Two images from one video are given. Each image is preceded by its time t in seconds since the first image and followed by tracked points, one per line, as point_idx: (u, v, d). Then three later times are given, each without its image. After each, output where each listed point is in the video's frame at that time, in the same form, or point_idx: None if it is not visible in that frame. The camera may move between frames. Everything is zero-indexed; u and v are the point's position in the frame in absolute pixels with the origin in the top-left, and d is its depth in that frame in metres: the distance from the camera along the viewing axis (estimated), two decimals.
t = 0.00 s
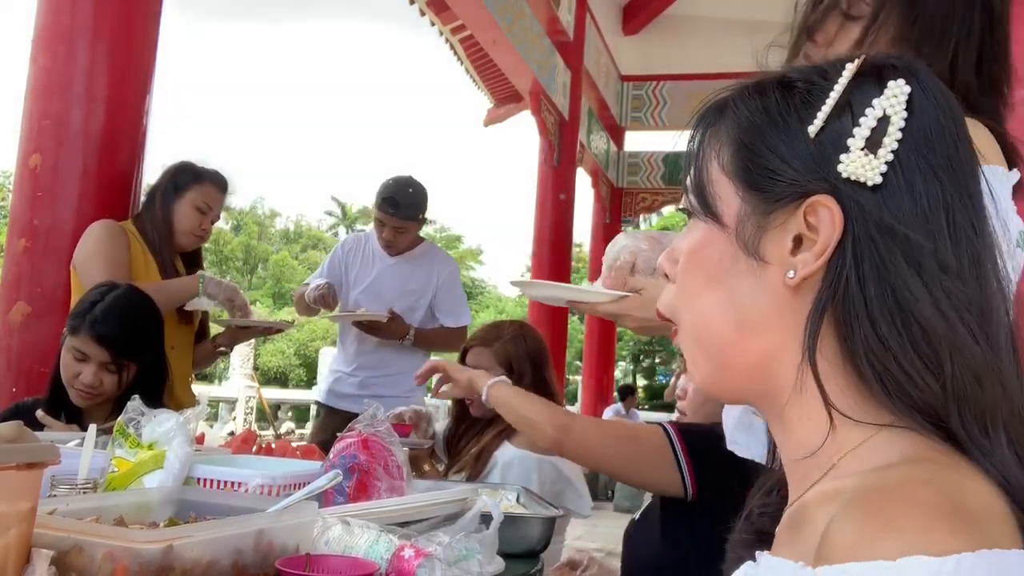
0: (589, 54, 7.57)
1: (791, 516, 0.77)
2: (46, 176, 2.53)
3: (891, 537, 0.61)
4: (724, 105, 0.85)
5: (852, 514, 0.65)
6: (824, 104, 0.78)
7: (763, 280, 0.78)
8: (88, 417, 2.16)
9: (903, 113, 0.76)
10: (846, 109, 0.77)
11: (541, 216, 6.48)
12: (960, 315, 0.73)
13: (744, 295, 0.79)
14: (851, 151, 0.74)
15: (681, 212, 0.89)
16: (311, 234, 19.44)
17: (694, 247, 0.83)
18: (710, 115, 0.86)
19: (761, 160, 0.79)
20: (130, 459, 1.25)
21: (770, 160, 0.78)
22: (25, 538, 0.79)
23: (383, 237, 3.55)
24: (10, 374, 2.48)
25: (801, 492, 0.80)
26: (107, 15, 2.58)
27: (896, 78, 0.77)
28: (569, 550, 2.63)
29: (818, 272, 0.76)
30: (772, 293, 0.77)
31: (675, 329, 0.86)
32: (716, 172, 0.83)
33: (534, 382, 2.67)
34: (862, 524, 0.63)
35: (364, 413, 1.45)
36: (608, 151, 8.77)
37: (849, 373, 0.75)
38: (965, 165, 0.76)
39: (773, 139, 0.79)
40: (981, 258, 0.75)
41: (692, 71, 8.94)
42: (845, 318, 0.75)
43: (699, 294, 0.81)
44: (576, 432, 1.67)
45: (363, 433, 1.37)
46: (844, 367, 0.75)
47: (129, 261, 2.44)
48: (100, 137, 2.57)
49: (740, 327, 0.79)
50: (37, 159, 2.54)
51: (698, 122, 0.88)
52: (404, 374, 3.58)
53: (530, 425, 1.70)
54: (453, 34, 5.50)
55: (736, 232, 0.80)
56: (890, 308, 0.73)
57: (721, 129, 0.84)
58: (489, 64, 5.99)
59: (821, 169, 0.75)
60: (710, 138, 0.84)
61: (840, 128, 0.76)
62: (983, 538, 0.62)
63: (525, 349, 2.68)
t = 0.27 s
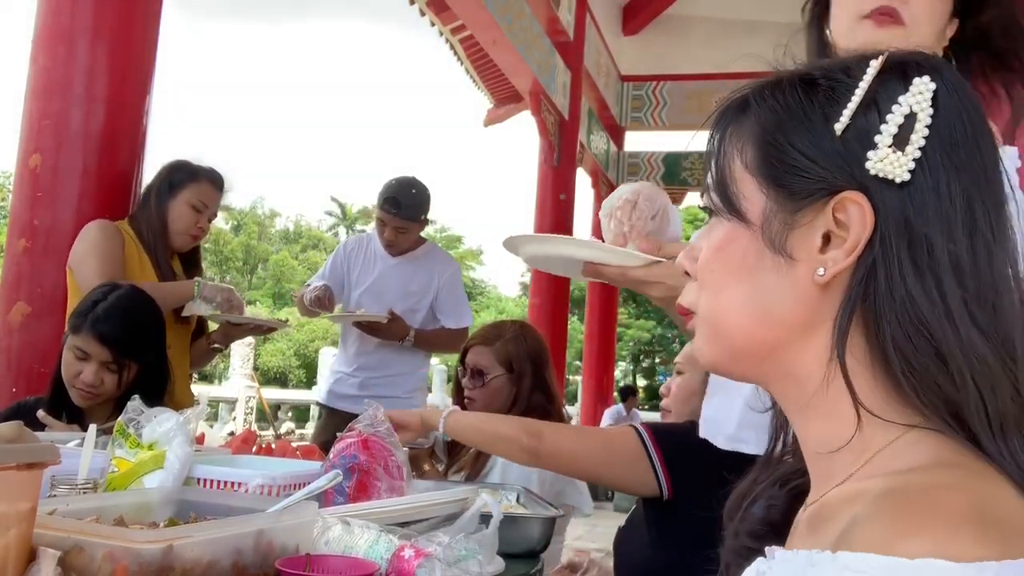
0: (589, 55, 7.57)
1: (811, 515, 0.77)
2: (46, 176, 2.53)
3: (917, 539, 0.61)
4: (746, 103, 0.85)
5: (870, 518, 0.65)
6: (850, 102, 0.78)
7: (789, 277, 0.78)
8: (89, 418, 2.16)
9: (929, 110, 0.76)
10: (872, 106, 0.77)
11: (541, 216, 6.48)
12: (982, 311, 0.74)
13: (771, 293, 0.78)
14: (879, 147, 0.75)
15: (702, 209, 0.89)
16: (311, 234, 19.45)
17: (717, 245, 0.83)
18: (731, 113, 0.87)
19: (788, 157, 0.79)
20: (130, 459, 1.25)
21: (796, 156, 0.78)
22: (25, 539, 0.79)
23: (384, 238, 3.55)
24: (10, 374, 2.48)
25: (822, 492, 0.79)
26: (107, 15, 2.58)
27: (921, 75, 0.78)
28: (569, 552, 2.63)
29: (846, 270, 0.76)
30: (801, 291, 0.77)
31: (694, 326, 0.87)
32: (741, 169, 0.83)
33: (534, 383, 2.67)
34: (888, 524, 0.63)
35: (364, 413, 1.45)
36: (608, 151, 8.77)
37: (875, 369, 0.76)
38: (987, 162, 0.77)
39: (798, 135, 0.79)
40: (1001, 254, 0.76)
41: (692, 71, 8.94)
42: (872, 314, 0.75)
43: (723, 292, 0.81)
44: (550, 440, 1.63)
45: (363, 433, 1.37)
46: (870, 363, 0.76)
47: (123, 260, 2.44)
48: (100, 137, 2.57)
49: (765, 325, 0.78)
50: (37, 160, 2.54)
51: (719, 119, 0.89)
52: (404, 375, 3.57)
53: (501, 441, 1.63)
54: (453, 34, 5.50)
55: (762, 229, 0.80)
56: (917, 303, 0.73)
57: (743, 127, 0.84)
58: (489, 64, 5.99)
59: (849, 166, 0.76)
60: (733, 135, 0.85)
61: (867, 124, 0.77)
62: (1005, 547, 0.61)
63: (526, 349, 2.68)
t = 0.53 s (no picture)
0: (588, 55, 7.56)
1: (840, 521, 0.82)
2: (45, 176, 2.53)
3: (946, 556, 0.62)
4: (776, 108, 0.92)
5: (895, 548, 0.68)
6: (870, 92, 0.84)
7: (809, 254, 0.81)
8: (87, 415, 2.16)
9: (947, 94, 0.80)
10: (890, 95, 0.82)
11: (541, 216, 6.47)
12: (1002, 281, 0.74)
13: (789, 271, 0.82)
14: (894, 126, 0.79)
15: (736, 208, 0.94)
16: (311, 235, 19.45)
17: (743, 231, 0.88)
18: (761, 121, 0.93)
19: (810, 144, 0.84)
20: (130, 459, 1.25)
21: (817, 143, 0.84)
22: (26, 539, 0.79)
23: (384, 238, 3.56)
24: (11, 374, 2.48)
25: (847, 495, 0.83)
26: (107, 15, 2.58)
27: (942, 64, 0.82)
28: (569, 552, 2.63)
29: (863, 242, 0.79)
30: (817, 267, 0.81)
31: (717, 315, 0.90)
32: (767, 162, 0.89)
33: (534, 383, 2.66)
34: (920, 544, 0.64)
35: (364, 413, 1.45)
36: (608, 152, 8.77)
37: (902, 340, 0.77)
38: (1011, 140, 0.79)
39: (820, 125, 0.85)
40: None
41: (692, 71, 8.93)
42: (884, 281, 0.77)
43: (742, 272, 0.85)
44: (529, 447, 1.61)
45: (363, 433, 1.36)
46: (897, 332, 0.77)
47: (122, 260, 2.44)
48: (100, 137, 2.57)
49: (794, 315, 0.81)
50: (37, 160, 2.54)
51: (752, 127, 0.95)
52: (403, 375, 3.56)
53: (481, 450, 1.62)
54: (453, 34, 5.49)
55: (782, 210, 0.84)
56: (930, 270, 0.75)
57: (771, 127, 0.90)
58: (489, 64, 5.99)
59: (865, 145, 0.80)
60: (762, 135, 0.91)
61: (883, 109, 0.82)
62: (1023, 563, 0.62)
63: (526, 350, 2.68)
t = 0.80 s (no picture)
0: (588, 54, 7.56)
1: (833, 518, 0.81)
2: (46, 176, 2.53)
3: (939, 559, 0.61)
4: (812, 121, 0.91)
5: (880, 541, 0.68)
6: (914, 102, 0.84)
7: (857, 254, 0.79)
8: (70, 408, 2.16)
9: (991, 107, 0.81)
10: (937, 106, 0.83)
11: (541, 215, 6.47)
12: None
13: (836, 271, 0.79)
14: (944, 132, 0.79)
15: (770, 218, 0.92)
16: (311, 234, 19.47)
17: (783, 234, 0.85)
18: (794, 135, 0.92)
19: (857, 148, 0.83)
20: (130, 459, 1.25)
21: (864, 148, 0.83)
22: (25, 539, 0.79)
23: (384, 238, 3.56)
24: (10, 374, 2.48)
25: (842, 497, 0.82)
26: (107, 15, 2.58)
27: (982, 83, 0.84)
28: (569, 552, 2.63)
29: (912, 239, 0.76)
30: (864, 267, 0.79)
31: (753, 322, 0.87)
32: (808, 165, 0.87)
33: (533, 383, 2.65)
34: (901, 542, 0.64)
35: (364, 414, 1.45)
36: (608, 152, 8.77)
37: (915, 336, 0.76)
38: None
39: (867, 131, 0.84)
40: None
41: (692, 71, 8.94)
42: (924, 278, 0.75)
43: (785, 273, 0.82)
44: (518, 449, 1.63)
45: (363, 433, 1.36)
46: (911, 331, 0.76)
47: (122, 259, 2.44)
48: (100, 137, 2.57)
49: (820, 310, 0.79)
50: (37, 159, 2.54)
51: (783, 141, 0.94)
52: (403, 375, 3.56)
53: (473, 454, 1.64)
54: (453, 34, 5.49)
55: (829, 210, 0.82)
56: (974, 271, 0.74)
57: (810, 137, 0.89)
58: (489, 64, 5.99)
59: (916, 148, 0.80)
60: (800, 144, 0.89)
61: (930, 118, 0.82)
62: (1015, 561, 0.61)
63: (525, 349, 2.68)
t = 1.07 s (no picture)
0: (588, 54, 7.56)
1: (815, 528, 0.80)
2: (46, 177, 2.53)
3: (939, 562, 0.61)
4: (817, 118, 0.80)
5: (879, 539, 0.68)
6: (925, 124, 0.79)
7: (895, 290, 0.74)
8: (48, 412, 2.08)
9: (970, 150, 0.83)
10: (940, 137, 0.80)
11: (541, 215, 6.47)
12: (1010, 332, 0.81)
13: (884, 306, 0.74)
14: (959, 175, 0.79)
15: (758, 222, 0.78)
16: (311, 234, 19.48)
17: (829, 255, 0.73)
18: (799, 130, 0.79)
19: (893, 169, 0.76)
20: (130, 460, 1.25)
21: (900, 171, 0.76)
22: (25, 539, 0.78)
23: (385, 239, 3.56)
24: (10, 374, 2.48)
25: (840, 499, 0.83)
26: (107, 15, 2.58)
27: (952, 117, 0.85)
28: (569, 551, 2.63)
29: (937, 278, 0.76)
30: (903, 303, 0.75)
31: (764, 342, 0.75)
32: (833, 176, 0.75)
33: (534, 383, 2.65)
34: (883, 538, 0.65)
35: (364, 414, 1.45)
36: (608, 151, 8.77)
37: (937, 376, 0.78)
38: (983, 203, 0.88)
39: (896, 151, 0.77)
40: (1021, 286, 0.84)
41: (692, 71, 8.94)
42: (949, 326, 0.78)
43: (831, 304, 0.72)
44: (515, 451, 1.64)
45: (363, 434, 1.37)
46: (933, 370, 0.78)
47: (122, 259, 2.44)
48: (99, 137, 2.57)
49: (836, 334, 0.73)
50: (37, 160, 2.54)
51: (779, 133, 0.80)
52: (404, 375, 3.55)
53: (468, 454, 1.61)
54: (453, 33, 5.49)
55: (873, 239, 0.73)
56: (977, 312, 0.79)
57: (829, 141, 0.77)
58: (488, 64, 6.00)
59: (938, 185, 0.77)
60: (816, 144, 0.77)
61: (942, 151, 0.79)
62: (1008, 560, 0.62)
63: (526, 350, 2.68)
